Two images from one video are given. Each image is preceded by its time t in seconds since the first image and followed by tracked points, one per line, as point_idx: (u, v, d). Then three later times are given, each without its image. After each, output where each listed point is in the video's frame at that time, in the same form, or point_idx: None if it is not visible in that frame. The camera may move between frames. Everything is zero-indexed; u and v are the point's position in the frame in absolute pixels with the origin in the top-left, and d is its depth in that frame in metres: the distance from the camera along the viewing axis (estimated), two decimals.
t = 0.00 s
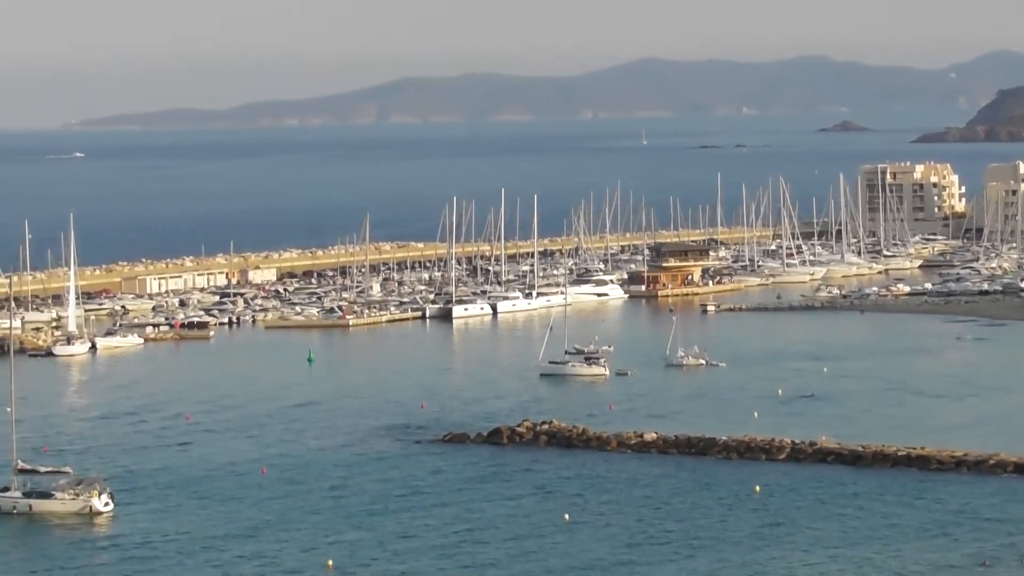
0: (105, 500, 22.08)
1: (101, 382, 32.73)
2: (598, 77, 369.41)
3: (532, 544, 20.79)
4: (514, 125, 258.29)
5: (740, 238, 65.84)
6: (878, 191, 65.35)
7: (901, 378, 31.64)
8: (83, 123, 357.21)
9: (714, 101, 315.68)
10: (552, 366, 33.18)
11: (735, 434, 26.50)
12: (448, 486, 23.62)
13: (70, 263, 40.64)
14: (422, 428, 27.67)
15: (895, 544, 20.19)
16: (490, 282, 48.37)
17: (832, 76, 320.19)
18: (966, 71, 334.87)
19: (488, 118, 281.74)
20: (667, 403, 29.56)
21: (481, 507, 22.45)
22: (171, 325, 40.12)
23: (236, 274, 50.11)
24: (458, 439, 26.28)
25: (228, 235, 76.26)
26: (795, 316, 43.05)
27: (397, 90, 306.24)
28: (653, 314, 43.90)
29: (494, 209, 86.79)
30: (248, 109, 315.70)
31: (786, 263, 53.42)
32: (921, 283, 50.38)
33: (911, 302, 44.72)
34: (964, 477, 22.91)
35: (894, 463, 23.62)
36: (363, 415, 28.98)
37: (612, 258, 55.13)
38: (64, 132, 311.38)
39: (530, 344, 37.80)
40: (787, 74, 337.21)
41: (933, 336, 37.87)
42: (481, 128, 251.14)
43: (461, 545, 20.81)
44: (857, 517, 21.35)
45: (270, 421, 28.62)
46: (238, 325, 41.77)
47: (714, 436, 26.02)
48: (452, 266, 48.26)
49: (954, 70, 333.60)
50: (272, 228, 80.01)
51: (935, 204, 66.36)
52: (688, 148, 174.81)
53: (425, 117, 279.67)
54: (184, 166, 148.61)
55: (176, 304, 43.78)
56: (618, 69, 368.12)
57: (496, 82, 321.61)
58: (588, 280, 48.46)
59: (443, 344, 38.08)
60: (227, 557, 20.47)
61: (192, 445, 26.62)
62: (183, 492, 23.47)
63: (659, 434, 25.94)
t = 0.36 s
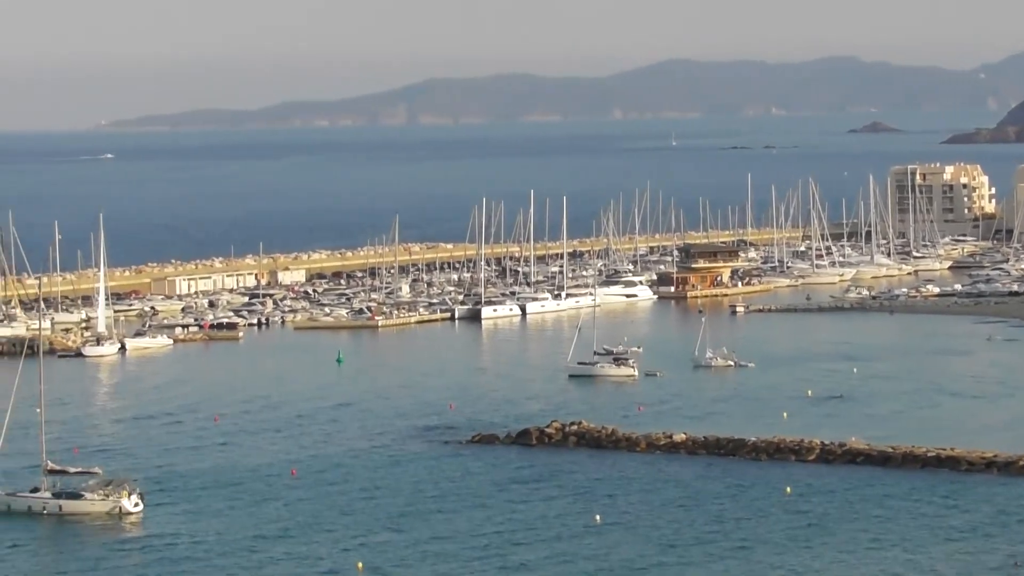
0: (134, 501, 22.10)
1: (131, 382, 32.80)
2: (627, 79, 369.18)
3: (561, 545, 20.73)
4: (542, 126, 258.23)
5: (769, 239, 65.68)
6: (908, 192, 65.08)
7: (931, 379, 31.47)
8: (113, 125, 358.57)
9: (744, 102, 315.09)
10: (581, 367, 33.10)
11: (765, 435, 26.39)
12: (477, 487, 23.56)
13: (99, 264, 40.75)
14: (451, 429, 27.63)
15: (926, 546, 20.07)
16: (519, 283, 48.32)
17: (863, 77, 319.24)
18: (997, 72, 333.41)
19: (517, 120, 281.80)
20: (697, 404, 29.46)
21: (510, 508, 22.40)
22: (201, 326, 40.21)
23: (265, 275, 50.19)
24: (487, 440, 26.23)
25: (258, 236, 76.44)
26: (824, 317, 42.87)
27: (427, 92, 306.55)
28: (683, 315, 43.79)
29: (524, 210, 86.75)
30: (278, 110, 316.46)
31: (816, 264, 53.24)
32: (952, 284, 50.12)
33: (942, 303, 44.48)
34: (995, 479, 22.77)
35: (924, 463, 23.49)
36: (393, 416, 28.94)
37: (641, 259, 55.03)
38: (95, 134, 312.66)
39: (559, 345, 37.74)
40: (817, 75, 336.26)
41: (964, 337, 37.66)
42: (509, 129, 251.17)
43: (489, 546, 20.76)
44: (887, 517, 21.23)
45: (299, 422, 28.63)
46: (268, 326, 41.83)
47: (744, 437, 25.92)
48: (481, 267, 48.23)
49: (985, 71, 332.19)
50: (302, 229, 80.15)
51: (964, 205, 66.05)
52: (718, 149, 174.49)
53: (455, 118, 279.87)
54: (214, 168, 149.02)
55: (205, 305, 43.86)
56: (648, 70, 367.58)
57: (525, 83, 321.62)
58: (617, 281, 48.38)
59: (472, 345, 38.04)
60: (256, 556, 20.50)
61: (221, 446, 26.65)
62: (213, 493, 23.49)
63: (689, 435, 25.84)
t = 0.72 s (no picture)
0: (158, 501, 22.08)
1: (155, 382, 32.84)
2: (652, 79, 368.66)
3: (583, 545, 20.66)
4: (566, 126, 257.92)
5: (794, 238, 65.46)
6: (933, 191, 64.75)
7: (956, 379, 31.32)
8: (138, 125, 359.29)
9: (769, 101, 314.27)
10: (605, 367, 33.02)
11: (789, 435, 26.28)
12: (499, 487, 23.51)
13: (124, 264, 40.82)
14: (475, 429, 27.60)
15: (951, 547, 19.95)
16: (544, 283, 48.24)
17: (889, 77, 317.95)
18: None
19: (541, 119, 281.71)
20: (722, 404, 29.39)
21: (533, 508, 22.35)
22: (225, 326, 40.25)
23: (290, 275, 50.24)
24: (511, 440, 26.17)
25: (282, 236, 76.52)
26: (849, 317, 42.70)
27: (452, 92, 306.49)
28: (707, 315, 43.66)
29: (548, 210, 86.65)
30: (303, 110, 316.90)
31: (840, 264, 53.05)
32: (977, 284, 49.86)
33: (967, 303, 44.24)
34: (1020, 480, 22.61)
35: (949, 464, 23.35)
36: (417, 416, 28.90)
37: (666, 259, 54.89)
38: (121, 135, 313.58)
39: (583, 345, 37.66)
40: (843, 75, 335.17)
41: (990, 337, 37.44)
42: (534, 129, 251.03)
43: (511, 546, 20.70)
44: (912, 519, 21.11)
45: (323, 422, 28.63)
46: (292, 326, 41.85)
47: (769, 437, 25.81)
48: (506, 267, 48.17)
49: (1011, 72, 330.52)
50: (328, 229, 80.15)
51: (990, 205, 65.73)
52: (744, 148, 174.03)
53: (479, 117, 279.91)
54: (239, 168, 149.20)
55: (229, 305, 43.88)
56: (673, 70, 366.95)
57: (550, 82, 321.38)
58: (641, 281, 48.25)
59: (496, 344, 38.00)
60: (278, 556, 20.51)
61: (245, 445, 26.64)
62: (235, 493, 23.49)
63: (713, 435, 25.73)
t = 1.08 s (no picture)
0: (185, 500, 22.10)
1: (182, 382, 32.86)
2: (677, 77, 367.97)
3: (611, 544, 20.59)
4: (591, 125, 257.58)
5: (821, 237, 65.22)
6: (960, 190, 64.44)
7: (984, 378, 31.13)
8: (164, 124, 360.04)
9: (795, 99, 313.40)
10: (631, 366, 32.93)
11: (816, 434, 26.16)
12: (525, 486, 23.45)
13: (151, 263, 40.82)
14: (501, 427, 27.54)
15: (980, 547, 19.82)
16: (570, 282, 48.13)
17: (916, 74, 316.72)
18: None
19: (567, 118, 281.39)
20: (749, 403, 29.27)
21: (560, 507, 22.28)
22: (251, 325, 40.20)
23: (317, 274, 50.25)
24: (537, 438, 26.12)
25: (308, 236, 76.50)
26: (875, 316, 42.51)
27: (477, 91, 306.37)
28: (733, 314, 43.51)
29: (574, 209, 86.40)
30: (329, 109, 316.89)
31: (867, 262, 52.82)
32: (1004, 282, 49.58)
33: (995, 301, 44.00)
34: None
35: (976, 462, 23.22)
36: (443, 415, 28.84)
37: (692, 258, 54.72)
38: (147, 133, 314.41)
39: (610, 344, 37.57)
40: (869, 74, 334.05)
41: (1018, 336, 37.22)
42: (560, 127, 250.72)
43: (539, 545, 20.65)
44: (940, 517, 20.98)
45: (350, 421, 28.60)
46: (319, 325, 41.84)
47: (796, 436, 25.70)
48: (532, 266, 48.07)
49: None
50: (353, 228, 80.12)
51: (1017, 203, 65.37)
52: (770, 148, 173.49)
53: (505, 116, 279.48)
54: (265, 167, 149.33)
55: (256, 304, 43.87)
56: (699, 67, 365.63)
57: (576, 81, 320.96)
58: (668, 280, 48.11)
59: (522, 343, 37.94)
60: (304, 555, 20.48)
61: (271, 445, 26.62)
62: (263, 492, 23.49)
63: (740, 434, 25.64)
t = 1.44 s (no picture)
0: (216, 496, 22.13)
1: (213, 377, 32.91)
2: (706, 73, 367.04)
3: (642, 541, 20.53)
4: (621, 120, 257.14)
5: (851, 232, 64.98)
6: (990, 185, 64.11)
7: (1015, 373, 30.96)
8: (193, 119, 360.79)
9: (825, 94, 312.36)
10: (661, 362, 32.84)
11: (847, 429, 26.06)
12: (555, 482, 23.40)
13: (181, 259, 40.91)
14: (531, 424, 27.49)
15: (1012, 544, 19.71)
16: (599, 278, 48.06)
17: (946, 68, 315.24)
18: None
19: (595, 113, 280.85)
20: (778, 399, 29.17)
21: (591, 503, 22.25)
22: (282, 321, 40.25)
23: (347, 269, 50.31)
24: (567, 434, 26.07)
25: (338, 231, 76.64)
26: (906, 312, 42.32)
27: (506, 86, 306.15)
28: (764, 309, 43.38)
29: (604, 205, 86.26)
30: (358, 105, 317.07)
31: (897, 258, 52.59)
32: None
33: None
34: None
35: (1007, 457, 23.10)
36: (473, 411, 28.81)
37: (722, 254, 54.56)
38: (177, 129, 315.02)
39: (639, 339, 37.48)
40: (899, 68, 332.79)
41: None
42: (589, 122, 250.33)
43: (569, 541, 20.61)
44: (971, 513, 20.88)
45: (379, 417, 28.60)
46: (349, 321, 41.88)
47: (827, 432, 25.60)
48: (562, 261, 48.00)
49: None
50: (383, 224, 80.13)
51: None
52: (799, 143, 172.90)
53: (535, 111, 279.15)
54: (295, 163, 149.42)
55: (286, 300, 43.98)
56: (729, 62, 364.48)
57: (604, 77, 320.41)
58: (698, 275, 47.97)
59: (551, 339, 37.88)
60: (335, 551, 20.48)
61: (301, 440, 26.66)
62: (293, 488, 23.49)
63: (770, 429, 25.55)
